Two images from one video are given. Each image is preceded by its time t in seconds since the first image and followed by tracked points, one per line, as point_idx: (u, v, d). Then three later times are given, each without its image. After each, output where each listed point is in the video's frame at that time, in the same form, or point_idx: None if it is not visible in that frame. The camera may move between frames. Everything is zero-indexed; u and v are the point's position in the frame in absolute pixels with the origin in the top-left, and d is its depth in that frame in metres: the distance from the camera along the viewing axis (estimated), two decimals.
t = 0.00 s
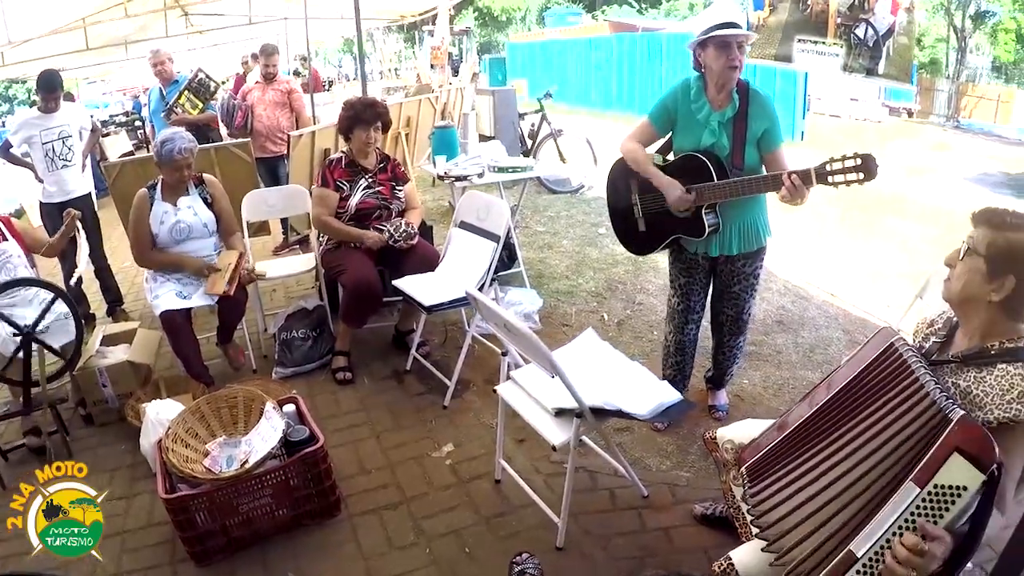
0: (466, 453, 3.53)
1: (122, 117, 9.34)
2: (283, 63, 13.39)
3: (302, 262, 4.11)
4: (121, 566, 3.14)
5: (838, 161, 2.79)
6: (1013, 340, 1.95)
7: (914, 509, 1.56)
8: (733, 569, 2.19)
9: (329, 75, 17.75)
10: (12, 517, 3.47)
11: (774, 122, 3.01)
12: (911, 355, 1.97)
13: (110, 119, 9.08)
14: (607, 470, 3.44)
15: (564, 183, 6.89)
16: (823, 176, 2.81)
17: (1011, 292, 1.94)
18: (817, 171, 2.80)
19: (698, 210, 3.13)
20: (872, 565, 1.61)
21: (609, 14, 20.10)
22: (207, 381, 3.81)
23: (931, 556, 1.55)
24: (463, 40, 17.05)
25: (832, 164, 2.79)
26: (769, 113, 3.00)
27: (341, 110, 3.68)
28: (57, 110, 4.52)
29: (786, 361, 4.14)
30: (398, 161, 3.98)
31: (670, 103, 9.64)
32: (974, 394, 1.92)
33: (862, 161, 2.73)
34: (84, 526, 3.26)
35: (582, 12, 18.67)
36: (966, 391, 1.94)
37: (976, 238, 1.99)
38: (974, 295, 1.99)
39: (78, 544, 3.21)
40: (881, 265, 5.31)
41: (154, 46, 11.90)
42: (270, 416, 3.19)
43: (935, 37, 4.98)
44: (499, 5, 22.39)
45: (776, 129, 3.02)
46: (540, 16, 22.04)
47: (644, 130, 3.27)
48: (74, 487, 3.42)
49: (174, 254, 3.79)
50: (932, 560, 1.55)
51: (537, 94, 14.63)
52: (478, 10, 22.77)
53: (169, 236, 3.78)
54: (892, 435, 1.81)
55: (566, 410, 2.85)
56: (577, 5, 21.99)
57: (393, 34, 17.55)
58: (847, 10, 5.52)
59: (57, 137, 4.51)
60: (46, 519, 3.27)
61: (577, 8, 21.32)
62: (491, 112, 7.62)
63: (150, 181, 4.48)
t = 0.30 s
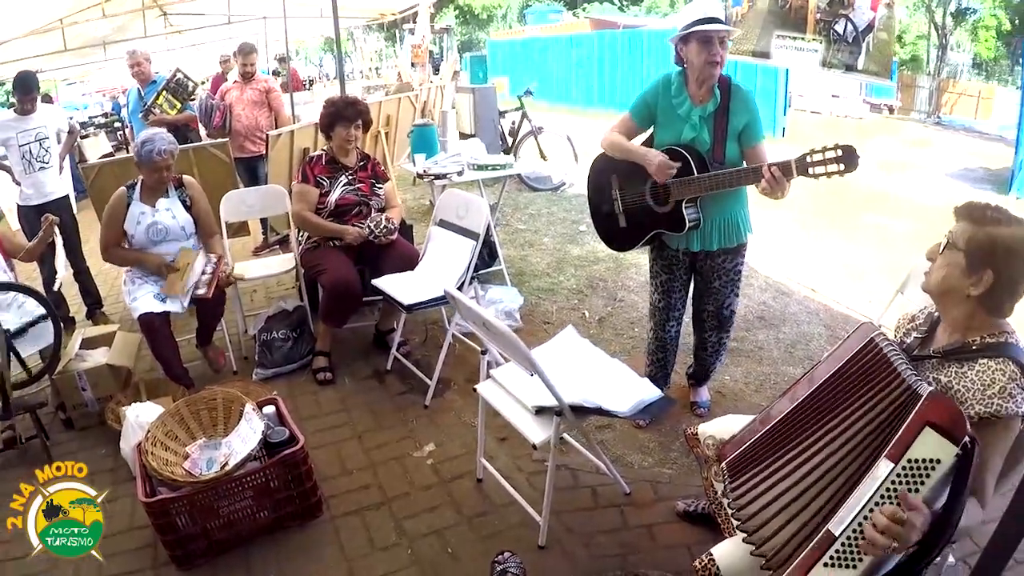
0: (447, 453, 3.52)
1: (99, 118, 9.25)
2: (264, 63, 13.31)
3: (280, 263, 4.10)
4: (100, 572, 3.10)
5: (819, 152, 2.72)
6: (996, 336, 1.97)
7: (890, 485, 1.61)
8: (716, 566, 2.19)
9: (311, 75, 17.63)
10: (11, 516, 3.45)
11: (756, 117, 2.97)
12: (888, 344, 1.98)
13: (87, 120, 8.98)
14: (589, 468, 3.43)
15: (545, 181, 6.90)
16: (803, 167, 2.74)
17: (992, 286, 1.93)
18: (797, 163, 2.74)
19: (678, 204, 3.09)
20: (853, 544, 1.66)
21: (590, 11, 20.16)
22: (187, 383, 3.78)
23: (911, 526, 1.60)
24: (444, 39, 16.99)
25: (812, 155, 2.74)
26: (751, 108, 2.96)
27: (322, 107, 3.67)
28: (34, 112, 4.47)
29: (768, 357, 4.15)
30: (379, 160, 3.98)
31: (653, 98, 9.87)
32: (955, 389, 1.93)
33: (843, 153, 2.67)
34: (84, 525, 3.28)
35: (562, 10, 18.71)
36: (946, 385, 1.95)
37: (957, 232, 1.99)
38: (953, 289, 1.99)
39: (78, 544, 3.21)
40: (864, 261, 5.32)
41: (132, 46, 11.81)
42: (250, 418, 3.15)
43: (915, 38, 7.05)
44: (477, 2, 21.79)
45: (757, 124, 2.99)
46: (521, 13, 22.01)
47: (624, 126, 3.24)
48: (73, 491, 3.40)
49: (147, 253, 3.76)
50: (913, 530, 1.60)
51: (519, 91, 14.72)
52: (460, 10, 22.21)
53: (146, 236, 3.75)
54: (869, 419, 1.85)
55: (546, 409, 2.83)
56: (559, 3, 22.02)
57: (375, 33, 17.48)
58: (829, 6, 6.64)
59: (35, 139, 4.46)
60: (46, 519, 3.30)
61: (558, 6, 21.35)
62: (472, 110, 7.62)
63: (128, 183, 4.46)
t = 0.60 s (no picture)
0: (430, 451, 3.52)
1: (77, 118, 9.16)
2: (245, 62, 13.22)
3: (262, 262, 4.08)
4: None
5: (793, 159, 2.72)
6: (976, 330, 1.97)
7: (870, 473, 1.64)
8: (700, 565, 2.16)
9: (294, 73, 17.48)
10: (11, 516, 3.41)
11: (733, 117, 2.95)
12: (870, 340, 1.98)
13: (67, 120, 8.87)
14: (572, 465, 3.43)
15: (529, 178, 6.91)
16: (776, 174, 2.76)
17: (973, 280, 1.94)
18: (770, 170, 2.75)
19: (655, 205, 3.08)
20: (832, 531, 1.67)
21: (574, 8, 20.14)
22: (169, 385, 3.75)
23: (890, 509, 1.61)
24: (428, 36, 16.91)
25: (785, 162, 2.73)
26: (728, 108, 2.95)
27: (302, 107, 3.64)
28: (12, 113, 4.44)
29: (751, 352, 4.15)
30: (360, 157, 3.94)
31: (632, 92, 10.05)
32: (936, 384, 1.94)
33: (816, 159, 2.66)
34: (84, 525, 3.24)
35: (545, 7, 18.68)
36: (927, 379, 1.96)
37: (936, 227, 1.99)
38: (934, 284, 1.99)
39: (78, 544, 3.18)
40: (847, 257, 5.33)
41: (111, 46, 11.70)
42: (231, 419, 3.12)
43: (898, 35, 7.86)
44: None
45: (734, 123, 2.97)
46: (505, 10, 21.93)
47: (600, 127, 3.24)
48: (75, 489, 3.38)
49: (136, 256, 3.73)
50: (891, 513, 1.61)
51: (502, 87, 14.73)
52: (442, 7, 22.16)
53: (127, 238, 3.72)
54: (846, 411, 1.87)
55: (527, 406, 2.81)
56: None
57: (357, 30, 17.37)
58: None
59: (13, 140, 4.42)
60: (46, 519, 3.27)
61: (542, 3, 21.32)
62: (455, 107, 7.60)
63: (108, 184, 4.46)
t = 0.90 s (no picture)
0: (414, 450, 3.51)
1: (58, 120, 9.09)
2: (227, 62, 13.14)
3: (243, 262, 4.10)
4: None
5: (771, 151, 2.71)
6: (956, 321, 1.98)
7: (843, 456, 1.67)
8: (683, 561, 2.11)
9: (276, 72, 17.33)
10: (11, 516, 3.35)
11: (714, 110, 2.95)
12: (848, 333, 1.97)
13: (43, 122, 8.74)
14: (556, 461, 3.42)
15: (511, 175, 6.92)
16: (754, 166, 2.76)
17: (953, 276, 1.94)
18: (748, 163, 2.75)
19: (634, 198, 3.06)
20: (806, 515, 1.69)
21: (557, 5, 20.13)
22: (151, 388, 3.73)
23: (863, 490, 1.61)
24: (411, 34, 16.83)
25: (763, 155, 2.73)
26: (709, 101, 2.94)
27: (284, 105, 3.63)
28: None
29: (734, 346, 4.16)
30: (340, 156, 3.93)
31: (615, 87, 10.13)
32: (916, 376, 1.94)
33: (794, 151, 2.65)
34: (84, 525, 3.13)
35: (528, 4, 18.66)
36: (906, 372, 1.96)
37: (914, 222, 1.99)
38: (916, 281, 1.99)
39: (78, 544, 3.11)
40: (827, 250, 5.37)
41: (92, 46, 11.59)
42: (213, 420, 3.09)
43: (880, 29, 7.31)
44: None
45: (715, 117, 2.96)
46: (488, 7, 21.89)
47: (582, 119, 3.25)
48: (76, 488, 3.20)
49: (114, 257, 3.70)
50: (864, 494, 1.61)
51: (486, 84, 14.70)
52: (422, 4, 21.11)
53: (107, 240, 3.70)
54: (821, 399, 1.88)
55: (508, 403, 2.80)
56: None
57: (340, 29, 17.25)
58: None
59: None
60: (46, 519, 3.15)
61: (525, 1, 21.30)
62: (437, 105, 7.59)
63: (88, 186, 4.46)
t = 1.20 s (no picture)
0: (398, 447, 3.51)
1: (42, 120, 9.03)
2: (212, 61, 13.06)
3: (227, 261, 4.08)
4: None
5: (747, 130, 2.70)
6: (939, 314, 1.97)
7: (819, 443, 1.67)
8: (665, 554, 2.10)
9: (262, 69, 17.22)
10: (12, 516, 3.32)
11: (696, 100, 2.92)
12: (829, 327, 1.96)
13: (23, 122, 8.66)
14: (541, 457, 3.42)
15: (495, 171, 6.94)
16: (732, 148, 2.74)
17: (937, 269, 1.94)
18: (725, 144, 2.73)
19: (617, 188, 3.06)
20: (781, 502, 1.70)
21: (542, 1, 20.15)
22: (136, 388, 3.71)
23: (839, 477, 1.62)
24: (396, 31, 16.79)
25: (740, 135, 2.71)
26: (691, 91, 2.92)
27: (266, 102, 3.62)
28: None
29: (718, 340, 4.17)
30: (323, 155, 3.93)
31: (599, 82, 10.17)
32: (898, 370, 1.94)
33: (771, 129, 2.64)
34: (84, 525, 2.85)
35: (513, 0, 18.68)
36: (889, 366, 1.96)
37: (897, 216, 1.99)
38: (899, 274, 1.99)
39: (79, 544, 2.89)
40: (811, 244, 5.40)
41: (75, 45, 11.49)
42: (196, 420, 3.05)
43: (865, 23, 8.29)
44: None
45: (698, 108, 2.93)
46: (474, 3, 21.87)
47: (566, 114, 3.25)
48: (75, 486, 2.87)
49: (97, 258, 3.68)
50: (840, 481, 1.62)
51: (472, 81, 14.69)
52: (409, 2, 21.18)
53: (91, 240, 3.68)
54: (799, 389, 1.88)
55: (491, 399, 2.79)
56: None
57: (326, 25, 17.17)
58: None
59: None
60: (46, 518, 2.87)
61: None
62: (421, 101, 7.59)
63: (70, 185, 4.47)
